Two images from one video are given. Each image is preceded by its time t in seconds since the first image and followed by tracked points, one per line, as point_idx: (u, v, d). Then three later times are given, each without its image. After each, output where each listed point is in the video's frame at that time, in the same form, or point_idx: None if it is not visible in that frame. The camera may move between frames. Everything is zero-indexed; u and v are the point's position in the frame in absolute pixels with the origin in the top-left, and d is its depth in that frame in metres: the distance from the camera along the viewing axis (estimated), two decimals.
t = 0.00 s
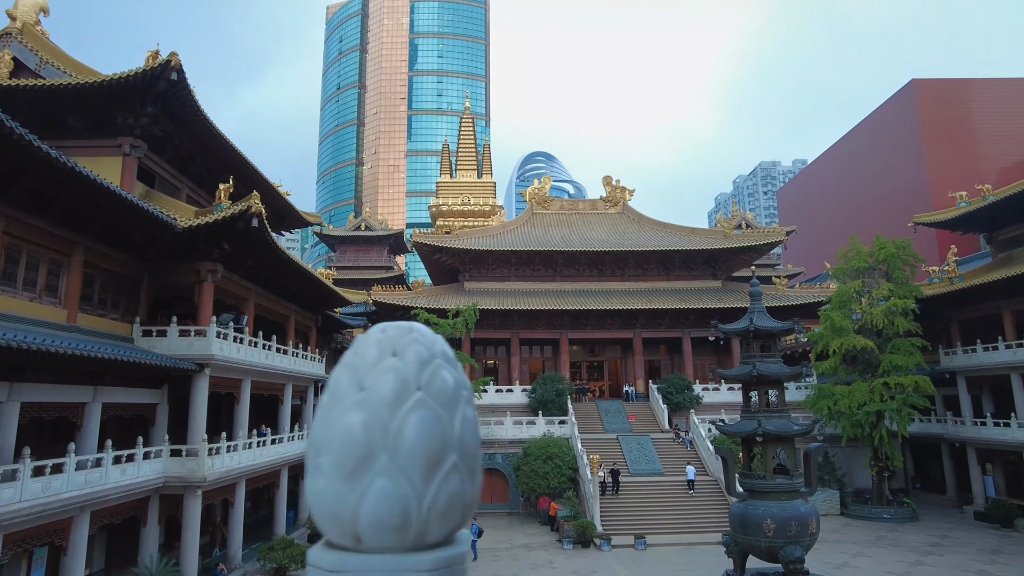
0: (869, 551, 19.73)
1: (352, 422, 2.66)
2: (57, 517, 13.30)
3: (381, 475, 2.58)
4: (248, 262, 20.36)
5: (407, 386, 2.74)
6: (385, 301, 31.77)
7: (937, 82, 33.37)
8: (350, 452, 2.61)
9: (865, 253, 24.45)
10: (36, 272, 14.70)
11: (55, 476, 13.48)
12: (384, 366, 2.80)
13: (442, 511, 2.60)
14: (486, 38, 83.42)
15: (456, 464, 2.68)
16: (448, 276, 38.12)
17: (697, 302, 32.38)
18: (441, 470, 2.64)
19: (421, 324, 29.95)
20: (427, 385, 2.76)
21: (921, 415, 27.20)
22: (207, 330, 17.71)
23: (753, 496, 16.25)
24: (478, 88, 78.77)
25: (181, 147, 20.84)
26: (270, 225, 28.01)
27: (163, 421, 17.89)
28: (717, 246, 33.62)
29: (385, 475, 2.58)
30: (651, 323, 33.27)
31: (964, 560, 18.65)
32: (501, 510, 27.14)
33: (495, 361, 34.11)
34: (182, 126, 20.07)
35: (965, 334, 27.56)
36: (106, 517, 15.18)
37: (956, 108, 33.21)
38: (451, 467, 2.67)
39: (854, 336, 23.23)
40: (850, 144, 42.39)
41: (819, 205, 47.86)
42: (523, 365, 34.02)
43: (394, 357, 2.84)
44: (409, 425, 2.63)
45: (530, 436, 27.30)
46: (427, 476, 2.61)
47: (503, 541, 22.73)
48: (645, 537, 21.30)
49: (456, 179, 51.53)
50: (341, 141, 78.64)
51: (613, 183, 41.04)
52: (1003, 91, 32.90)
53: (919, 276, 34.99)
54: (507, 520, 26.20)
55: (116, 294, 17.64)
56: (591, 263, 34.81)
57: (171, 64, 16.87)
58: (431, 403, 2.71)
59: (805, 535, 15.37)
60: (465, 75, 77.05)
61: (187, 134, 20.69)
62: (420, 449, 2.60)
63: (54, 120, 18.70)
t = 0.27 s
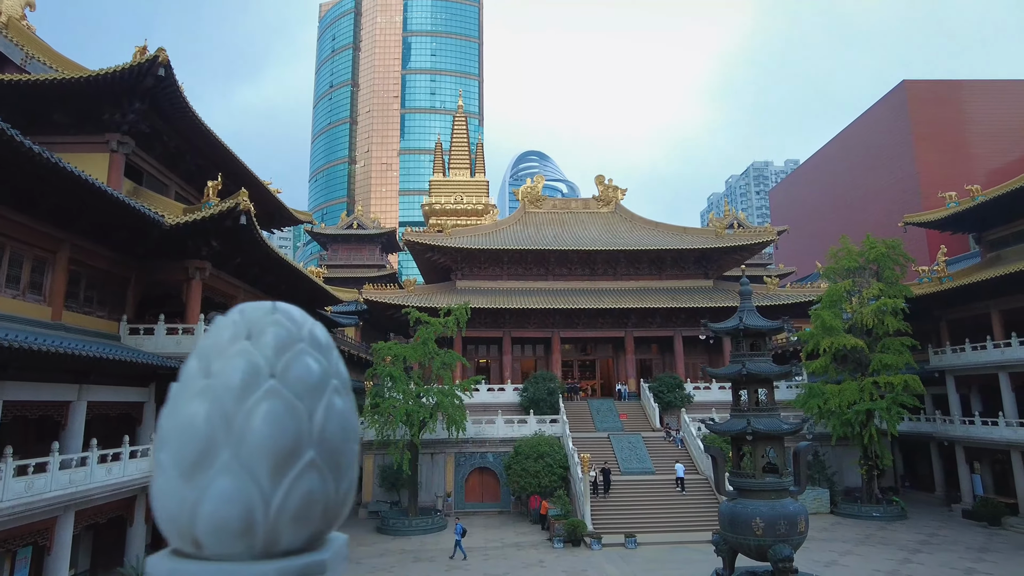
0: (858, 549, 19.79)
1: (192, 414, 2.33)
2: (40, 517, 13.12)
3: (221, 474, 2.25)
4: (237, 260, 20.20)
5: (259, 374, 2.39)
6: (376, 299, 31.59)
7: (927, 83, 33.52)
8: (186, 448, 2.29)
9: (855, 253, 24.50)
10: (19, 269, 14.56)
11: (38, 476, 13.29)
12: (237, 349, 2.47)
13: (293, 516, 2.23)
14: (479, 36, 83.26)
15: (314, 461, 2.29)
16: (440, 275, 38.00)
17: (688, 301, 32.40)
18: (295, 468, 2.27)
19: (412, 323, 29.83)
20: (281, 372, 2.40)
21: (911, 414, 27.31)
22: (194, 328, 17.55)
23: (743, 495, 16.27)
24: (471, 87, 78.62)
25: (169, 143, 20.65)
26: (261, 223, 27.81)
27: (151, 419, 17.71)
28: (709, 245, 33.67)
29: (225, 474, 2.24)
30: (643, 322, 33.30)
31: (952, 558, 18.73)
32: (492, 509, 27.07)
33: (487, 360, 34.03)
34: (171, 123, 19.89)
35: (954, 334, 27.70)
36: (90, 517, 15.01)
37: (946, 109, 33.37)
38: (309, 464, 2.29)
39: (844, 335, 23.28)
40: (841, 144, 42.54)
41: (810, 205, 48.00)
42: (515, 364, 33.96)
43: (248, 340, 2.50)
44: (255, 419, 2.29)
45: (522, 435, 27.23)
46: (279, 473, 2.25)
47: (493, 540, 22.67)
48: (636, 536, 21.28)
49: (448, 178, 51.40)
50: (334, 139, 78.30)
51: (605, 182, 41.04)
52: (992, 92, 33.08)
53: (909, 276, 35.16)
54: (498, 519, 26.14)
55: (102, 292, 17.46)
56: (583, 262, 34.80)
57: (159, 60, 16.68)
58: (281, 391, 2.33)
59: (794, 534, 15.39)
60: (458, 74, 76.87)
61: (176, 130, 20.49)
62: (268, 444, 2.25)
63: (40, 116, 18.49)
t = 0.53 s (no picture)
0: (847, 546, 19.83)
1: None
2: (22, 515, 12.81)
3: None
4: (225, 255, 19.99)
5: (45, 345, 2.30)
6: (367, 295, 31.38)
7: (919, 82, 33.61)
8: None
9: (846, 251, 24.51)
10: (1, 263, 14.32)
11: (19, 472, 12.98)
12: (18, 317, 2.32)
13: (73, 512, 2.19)
14: (473, 32, 82.92)
15: (105, 450, 2.27)
16: (432, 271, 37.85)
17: (680, 298, 32.40)
18: (75, 459, 2.22)
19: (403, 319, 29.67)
20: (72, 344, 2.34)
21: (900, 411, 27.40)
22: (182, 324, 17.32)
23: (732, 492, 16.25)
24: (465, 83, 78.33)
25: (157, 137, 20.38)
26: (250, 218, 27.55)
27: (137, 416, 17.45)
28: (701, 243, 33.65)
29: None
30: (635, 319, 33.28)
31: (940, 555, 18.81)
32: (483, 505, 27.01)
33: (479, 356, 33.94)
34: (158, 116, 19.63)
35: (944, 332, 27.81)
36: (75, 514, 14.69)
37: (937, 108, 33.47)
38: (93, 455, 2.25)
39: (835, 333, 23.30)
40: (833, 142, 42.62)
41: (802, 203, 48.10)
42: (507, 361, 33.87)
43: (36, 307, 2.37)
44: (30, 397, 2.19)
45: (513, 431, 27.15)
46: (56, 465, 2.18)
47: (484, 537, 22.61)
48: (626, 533, 21.28)
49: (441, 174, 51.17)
50: (327, 134, 77.88)
51: (598, 179, 40.95)
52: (983, 92, 33.20)
53: (899, 274, 35.29)
54: (489, 516, 26.08)
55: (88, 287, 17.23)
56: (576, 259, 34.72)
57: (145, 52, 16.39)
58: (67, 369, 2.26)
59: (783, 531, 15.41)
60: (452, 69, 76.55)
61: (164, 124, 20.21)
62: (41, 427, 2.17)
63: (25, 109, 18.18)
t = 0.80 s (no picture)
0: (837, 544, 19.86)
1: None
2: (4, 514, 12.47)
3: None
4: (214, 251, 19.75)
5: None
6: (359, 292, 31.17)
7: (911, 81, 33.68)
8: None
9: (838, 249, 24.51)
10: None
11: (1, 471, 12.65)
12: None
13: None
14: (466, 28, 82.58)
15: None
16: (424, 268, 37.67)
17: (673, 296, 32.37)
18: None
19: (394, 317, 29.53)
20: None
21: (891, 409, 27.48)
22: (169, 320, 17.10)
23: (722, 490, 16.23)
24: (458, 80, 78.04)
25: (145, 131, 20.10)
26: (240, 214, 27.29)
27: (123, 414, 17.18)
28: (693, 241, 33.63)
29: None
30: (627, 317, 33.26)
31: (930, 552, 18.86)
32: (475, 503, 26.90)
33: (471, 354, 33.84)
34: (146, 111, 19.34)
35: (934, 330, 27.90)
36: (60, 513, 14.37)
37: (928, 108, 33.55)
38: None
39: (826, 331, 23.32)
40: (825, 141, 42.69)
41: (794, 202, 48.16)
42: (499, 358, 33.78)
43: None
44: None
45: (504, 429, 27.07)
46: None
47: (475, 535, 22.52)
48: (617, 531, 21.24)
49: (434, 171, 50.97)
50: (319, 130, 77.45)
51: (591, 176, 40.87)
52: (975, 91, 33.28)
53: (890, 272, 35.41)
54: (480, 514, 25.99)
55: (74, 284, 16.94)
56: (568, 257, 34.65)
57: (132, 45, 16.07)
58: None
59: (773, 530, 15.38)
60: (445, 66, 76.22)
61: (152, 118, 19.94)
62: None
63: (9, 101, 17.84)
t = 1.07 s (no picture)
0: (830, 543, 19.87)
1: None
2: None
3: None
4: (206, 249, 19.59)
5: None
6: (352, 291, 31.02)
7: (904, 82, 33.74)
8: None
9: (832, 249, 24.49)
10: None
11: None
12: None
13: None
14: (462, 27, 82.36)
15: None
16: (418, 267, 37.52)
17: (667, 295, 32.34)
18: None
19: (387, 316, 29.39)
20: None
21: (883, 409, 27.52)
22: (159, 318, 16.93)
23: (715, 490, 16.20)
24: (453, 78, 77.82)
25: (135, 128, 19.91)
26: (232, 212, 27.09)
27: (113, 413, 17.01)
28: (687, 240, 33.61)
29: None
30: (621, 316, 33.21)
31: (922, 551, 18.89)
32: (468, 503, 26.80)
33: (465, 353, 33.74)
34: (136, 107, 19.15)
35: (926, 330, 27.97)
36: (48, 513, 14.19)
37: (921, 108, 33.63)
38: None
39: (820, 331, 23.32)
40: (819, 141, 42.75)
41: (789, 202, 48.22)
42: (493, 357, 33.69)
43: None
44: None
45: (498, 428, 26.99)
46: None
47: (467, 534, 22.43)
48: (610, 530, 21.20)
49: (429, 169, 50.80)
50: (313, 129, 77.13)
51: (586, 175, 40.80)
52: (968, 91, 33.37)
53: (883, 272, 35.51)
54: (473, 513, 25.90)
55: (62, 282, 16.75)
56: (563, 256, 34.57)
57: (121, 40, 15.86)
58: None
59: (765, 529, 15.36)
60: (441, 64, 75.99)
61: (142, 115, 19.74)
62: None
63: None
